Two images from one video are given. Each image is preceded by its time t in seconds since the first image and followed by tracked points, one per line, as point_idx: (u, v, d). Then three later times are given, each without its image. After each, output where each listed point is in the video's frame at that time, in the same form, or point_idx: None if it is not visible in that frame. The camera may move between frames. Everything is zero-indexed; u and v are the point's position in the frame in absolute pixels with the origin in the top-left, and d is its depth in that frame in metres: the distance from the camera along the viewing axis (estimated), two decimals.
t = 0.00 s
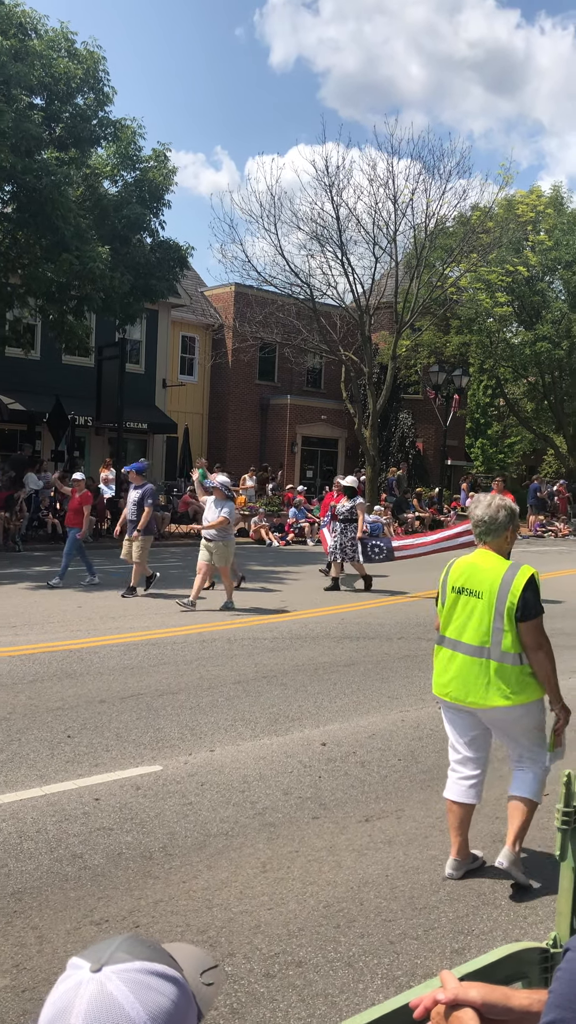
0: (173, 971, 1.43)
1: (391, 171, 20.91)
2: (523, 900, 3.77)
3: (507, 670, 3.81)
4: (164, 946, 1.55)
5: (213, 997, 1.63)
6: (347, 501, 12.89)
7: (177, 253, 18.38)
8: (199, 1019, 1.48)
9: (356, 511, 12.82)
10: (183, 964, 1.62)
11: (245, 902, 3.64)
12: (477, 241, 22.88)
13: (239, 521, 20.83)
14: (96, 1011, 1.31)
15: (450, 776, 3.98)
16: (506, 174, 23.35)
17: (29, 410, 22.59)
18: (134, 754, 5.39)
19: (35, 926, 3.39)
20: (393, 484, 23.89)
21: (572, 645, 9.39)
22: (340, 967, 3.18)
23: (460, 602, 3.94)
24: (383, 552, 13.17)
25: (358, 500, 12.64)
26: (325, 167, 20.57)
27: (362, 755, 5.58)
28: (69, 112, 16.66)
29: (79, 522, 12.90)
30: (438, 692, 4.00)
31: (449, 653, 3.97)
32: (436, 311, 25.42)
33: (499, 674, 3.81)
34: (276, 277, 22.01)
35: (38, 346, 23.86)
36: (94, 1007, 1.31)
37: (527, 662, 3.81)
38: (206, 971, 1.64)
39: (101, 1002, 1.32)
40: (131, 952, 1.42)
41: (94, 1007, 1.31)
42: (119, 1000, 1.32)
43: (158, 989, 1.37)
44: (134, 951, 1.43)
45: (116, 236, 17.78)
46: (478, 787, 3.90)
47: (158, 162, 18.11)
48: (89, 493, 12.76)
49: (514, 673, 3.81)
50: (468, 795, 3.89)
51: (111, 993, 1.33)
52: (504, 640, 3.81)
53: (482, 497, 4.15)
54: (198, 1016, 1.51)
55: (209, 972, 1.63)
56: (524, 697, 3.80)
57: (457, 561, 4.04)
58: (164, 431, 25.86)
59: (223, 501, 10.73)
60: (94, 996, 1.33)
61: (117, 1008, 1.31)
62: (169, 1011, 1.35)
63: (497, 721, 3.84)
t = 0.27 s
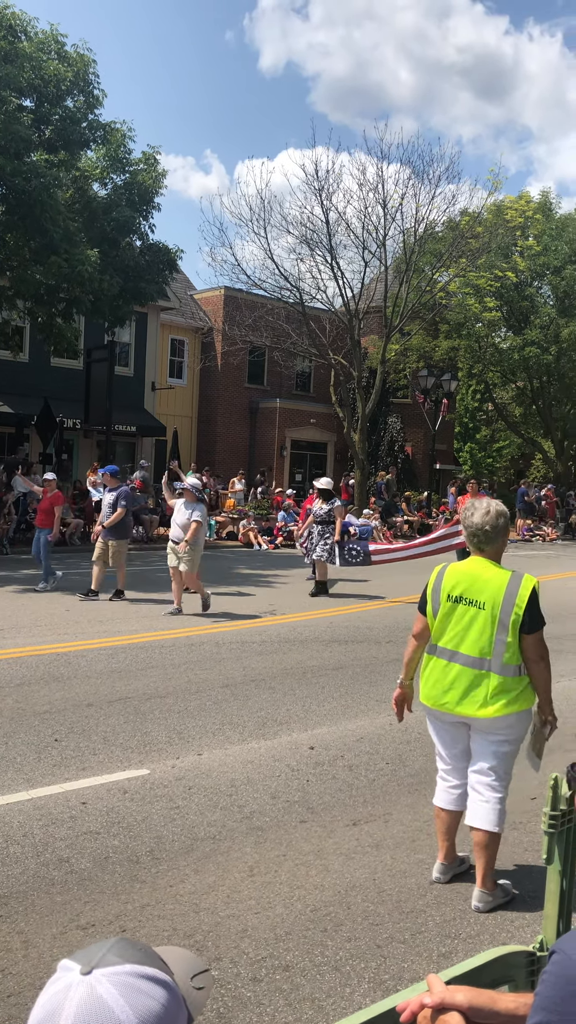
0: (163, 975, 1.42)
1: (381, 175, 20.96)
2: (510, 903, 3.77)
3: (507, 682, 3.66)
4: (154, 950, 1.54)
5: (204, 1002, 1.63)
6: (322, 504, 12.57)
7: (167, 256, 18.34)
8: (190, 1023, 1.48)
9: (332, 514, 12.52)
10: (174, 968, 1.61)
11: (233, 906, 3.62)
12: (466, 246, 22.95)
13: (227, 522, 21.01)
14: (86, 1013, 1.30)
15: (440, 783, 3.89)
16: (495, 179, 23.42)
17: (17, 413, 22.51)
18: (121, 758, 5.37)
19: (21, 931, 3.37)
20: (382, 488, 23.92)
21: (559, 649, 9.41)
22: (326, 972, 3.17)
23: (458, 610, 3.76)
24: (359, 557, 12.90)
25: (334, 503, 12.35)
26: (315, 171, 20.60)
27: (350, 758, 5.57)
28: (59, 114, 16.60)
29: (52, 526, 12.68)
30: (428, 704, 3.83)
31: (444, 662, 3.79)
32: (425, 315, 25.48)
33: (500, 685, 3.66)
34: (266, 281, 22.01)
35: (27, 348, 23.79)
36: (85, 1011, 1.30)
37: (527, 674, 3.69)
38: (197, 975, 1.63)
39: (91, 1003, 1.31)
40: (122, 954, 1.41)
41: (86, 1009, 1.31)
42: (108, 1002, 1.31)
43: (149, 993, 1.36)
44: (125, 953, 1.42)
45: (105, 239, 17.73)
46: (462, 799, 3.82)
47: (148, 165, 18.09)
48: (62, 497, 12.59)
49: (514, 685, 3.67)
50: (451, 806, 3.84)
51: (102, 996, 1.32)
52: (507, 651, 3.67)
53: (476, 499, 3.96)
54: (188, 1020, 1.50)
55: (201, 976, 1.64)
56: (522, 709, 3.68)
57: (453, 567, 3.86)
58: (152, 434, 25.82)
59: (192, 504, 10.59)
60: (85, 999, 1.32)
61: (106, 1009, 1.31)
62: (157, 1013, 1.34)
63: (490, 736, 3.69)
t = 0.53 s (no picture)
0: (143, 977, 1.41)
1: (368, 176, 20.97)
2: (493, 902, 3.78)
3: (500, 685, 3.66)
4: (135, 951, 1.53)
5: (183, 1003, 1.63)
6: (298, 504, 12.31)
7: (154, 256, 18.29)
8: None
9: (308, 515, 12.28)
10: (154, 970, 1.61)
11: (219, 907, 3.61)
12: (453, 246, 23.00)
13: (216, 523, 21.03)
14: (66, 1014, 1.29)
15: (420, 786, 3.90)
16: (482, 180, 23.47)
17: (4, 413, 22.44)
18: (108, 759, 5.35)
19: (7, 933, 3.35)
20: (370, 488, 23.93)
21: (546, 648, 9.44)
22: (313, 972, 3.16)
23: (450, 611, 3.74)
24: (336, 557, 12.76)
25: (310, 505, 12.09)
26: (303, 172, 20.59)
27: (337, 759, 5.57)
28: (45, 113, 16.51)
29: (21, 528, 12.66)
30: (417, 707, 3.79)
31: (434, 664, 3.76)
32: (412, 315, 25.51)
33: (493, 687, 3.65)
34: (253, 281, 21.97)
35: (13, 348, 23.69)
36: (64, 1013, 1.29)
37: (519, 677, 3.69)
38: (177, 976, 1.64)
39: (70, 1005, 1.30)
40: (102, 957, 1.41)
41: (65, 1010, 1.30)
42: (88, 1003, 1.31)
43: (128, 995, 1.35)
44: (105, 956, 1.42)
45: (92, 239, 17.67)
46: (441, 796, 3.85)
47: (135, 164, 18.04)
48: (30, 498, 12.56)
49: (507, 688, 3.67)
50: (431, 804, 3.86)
51: (82, 998, 1.31)
52: (500, 652, 3.67)
53: (470, 500, 3.95)
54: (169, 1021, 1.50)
55: (180, 978, 1.63)
56: (513, 712, 3.68)
57: (444, 568, 3.84)
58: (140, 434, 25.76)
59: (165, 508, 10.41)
60: (64, 1001, 1.31)
61: (85, 1010, 1.29)
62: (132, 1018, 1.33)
63: (480, 742, 3.67)
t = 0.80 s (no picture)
0: (131, 978, 1.41)
1: (356, 174, 20.98)
2: (483, 900, 3.79)
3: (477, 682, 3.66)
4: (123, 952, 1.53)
5: (172, 1004, 1.62)
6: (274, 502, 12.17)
7: (142, 255, 18.23)
8: None
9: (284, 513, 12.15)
10: (142, 971, 1.61)
11: (209, 907, 3.61)
12: (442, 245, 23.04)
13: (205, 522, 21.17)
14: (54, 1015, 1.29)
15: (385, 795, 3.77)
16: (470, 179, 23.51)
17: None
18: (97, 759, 5.33)
19: None
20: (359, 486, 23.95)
21: (535, 646, 9.47)
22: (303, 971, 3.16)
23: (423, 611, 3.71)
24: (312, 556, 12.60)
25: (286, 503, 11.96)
26: (291, 170, 20.58)
27: (326, 757, 5.57)
28: (32, 111, 16.42)
29: None
30: (394, 711, 3.73)
31: (409, 667, 3.72)
32: (401, 314, 25.54)
33: (470, 685, 3.64)
34: (242, 280, 21.94)
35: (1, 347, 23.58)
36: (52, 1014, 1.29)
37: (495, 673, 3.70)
38: (165, 977, 1.64)
39: (58, 1005, 1.30)
40: (89, 958, 1.40)
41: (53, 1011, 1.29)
42: (75, 1004, 1.30)
43: (116, 996, 1.34)
44: (92, 957, 1.41)
45: (80, 237, 17.61)
46: (403, 813, 3.72)
47: (123, 163, 17.98)
48: None
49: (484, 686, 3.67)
50: (395, 819, 3.72)
51: (69, 999, 1.30)
52: (476, 650, 3.66)
53: (436, 498, 3.96)
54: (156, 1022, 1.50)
55: (168, 978, 1.63)
56: (491, 709, 3.68)
57: (413, 567, 3.81)
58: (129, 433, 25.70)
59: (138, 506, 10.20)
60: (51, 1003, 1.30)
61: (72, 1011, 1.29)
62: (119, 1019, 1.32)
63: (461, 741, 3.66)
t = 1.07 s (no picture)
0: (125, 976, 1.42)
1: (348, 174, 21.03)
2: (473, 898, 3.81)
3: (443, 681, 3.67)
4: (117, 952, 1.54)
5: (165, 1002, 1.64)
6: (251, 503, 12.12)
7: (134, 254, 18.22)
8: (152, 1022, 1.48)
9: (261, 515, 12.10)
10: (137, 969, 1.62)
11: (202, 906, 3.61)
12: (433, 244, 23.10)
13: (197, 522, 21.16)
14: (48, 1014, 1.29)
15: (358, 796, 3.77)
16: (461, 178, 23.58)
17: None
18: (90, 758, 5.33)
19: None
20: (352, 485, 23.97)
21: (526, 644, 9.50)
22: (295, 969, 3.17)
23: (394, 608, 3.72)
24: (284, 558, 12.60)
25: (262, 506, 11.89)
26: (283, 169, 20.61)
27: (318, 755, 5.58)
28: (24, 110, 16.37)
29: None
30: (360, 705, 3.73)
31: (377, 662, 3.72)
32: (392, 314, 25.59)
33: (435, 683, 3.66)
34: (234, 279, 21.96)
35: None
36: (47, 1010, 1.30)
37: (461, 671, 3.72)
38: (160, 975, 1.65)
39: (51, 1004, 1.31)
40: (83, 957, 1.41)
41: (47, 1009, 1.30)
42: (69, 1002, 1.31)
43: (111, 995, 1.35)
44: (86, 955, 1.42)
45: (72, 236, 17.59)
46: (382, 814, 3.73)
47: (115, 161, 17.96)
48: None
49: (450, 684, 3.68)
50: (375, 820, 3.73)
51: (63, 998, 1.31)
52: (443, 648, 3.68)
53: (410, 495, 3.97)
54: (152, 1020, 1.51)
55: (163, 977, 1.65)
56: (457, 708, 3.70)
57: (385, 562, 3.82)
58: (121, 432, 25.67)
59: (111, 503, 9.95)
60: (46, 1002, 1.31)
61: (67, 1010, 1.30)
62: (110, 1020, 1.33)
63: (426, 737, 3.66)
